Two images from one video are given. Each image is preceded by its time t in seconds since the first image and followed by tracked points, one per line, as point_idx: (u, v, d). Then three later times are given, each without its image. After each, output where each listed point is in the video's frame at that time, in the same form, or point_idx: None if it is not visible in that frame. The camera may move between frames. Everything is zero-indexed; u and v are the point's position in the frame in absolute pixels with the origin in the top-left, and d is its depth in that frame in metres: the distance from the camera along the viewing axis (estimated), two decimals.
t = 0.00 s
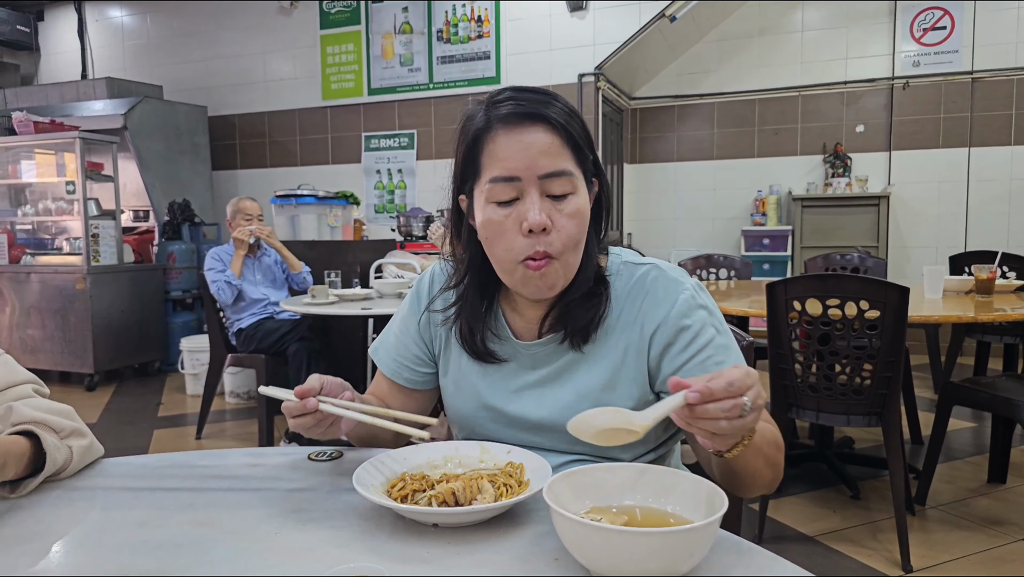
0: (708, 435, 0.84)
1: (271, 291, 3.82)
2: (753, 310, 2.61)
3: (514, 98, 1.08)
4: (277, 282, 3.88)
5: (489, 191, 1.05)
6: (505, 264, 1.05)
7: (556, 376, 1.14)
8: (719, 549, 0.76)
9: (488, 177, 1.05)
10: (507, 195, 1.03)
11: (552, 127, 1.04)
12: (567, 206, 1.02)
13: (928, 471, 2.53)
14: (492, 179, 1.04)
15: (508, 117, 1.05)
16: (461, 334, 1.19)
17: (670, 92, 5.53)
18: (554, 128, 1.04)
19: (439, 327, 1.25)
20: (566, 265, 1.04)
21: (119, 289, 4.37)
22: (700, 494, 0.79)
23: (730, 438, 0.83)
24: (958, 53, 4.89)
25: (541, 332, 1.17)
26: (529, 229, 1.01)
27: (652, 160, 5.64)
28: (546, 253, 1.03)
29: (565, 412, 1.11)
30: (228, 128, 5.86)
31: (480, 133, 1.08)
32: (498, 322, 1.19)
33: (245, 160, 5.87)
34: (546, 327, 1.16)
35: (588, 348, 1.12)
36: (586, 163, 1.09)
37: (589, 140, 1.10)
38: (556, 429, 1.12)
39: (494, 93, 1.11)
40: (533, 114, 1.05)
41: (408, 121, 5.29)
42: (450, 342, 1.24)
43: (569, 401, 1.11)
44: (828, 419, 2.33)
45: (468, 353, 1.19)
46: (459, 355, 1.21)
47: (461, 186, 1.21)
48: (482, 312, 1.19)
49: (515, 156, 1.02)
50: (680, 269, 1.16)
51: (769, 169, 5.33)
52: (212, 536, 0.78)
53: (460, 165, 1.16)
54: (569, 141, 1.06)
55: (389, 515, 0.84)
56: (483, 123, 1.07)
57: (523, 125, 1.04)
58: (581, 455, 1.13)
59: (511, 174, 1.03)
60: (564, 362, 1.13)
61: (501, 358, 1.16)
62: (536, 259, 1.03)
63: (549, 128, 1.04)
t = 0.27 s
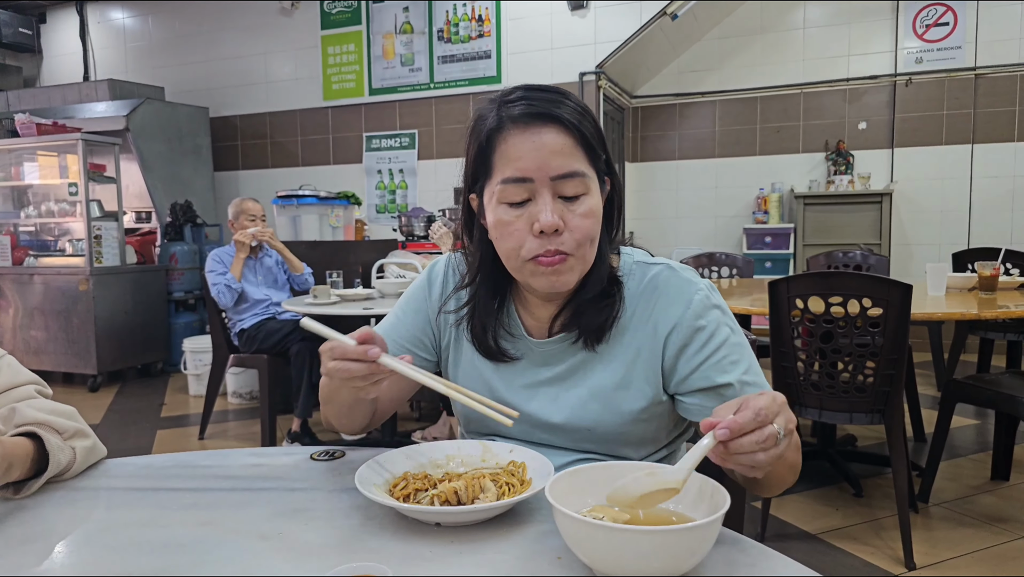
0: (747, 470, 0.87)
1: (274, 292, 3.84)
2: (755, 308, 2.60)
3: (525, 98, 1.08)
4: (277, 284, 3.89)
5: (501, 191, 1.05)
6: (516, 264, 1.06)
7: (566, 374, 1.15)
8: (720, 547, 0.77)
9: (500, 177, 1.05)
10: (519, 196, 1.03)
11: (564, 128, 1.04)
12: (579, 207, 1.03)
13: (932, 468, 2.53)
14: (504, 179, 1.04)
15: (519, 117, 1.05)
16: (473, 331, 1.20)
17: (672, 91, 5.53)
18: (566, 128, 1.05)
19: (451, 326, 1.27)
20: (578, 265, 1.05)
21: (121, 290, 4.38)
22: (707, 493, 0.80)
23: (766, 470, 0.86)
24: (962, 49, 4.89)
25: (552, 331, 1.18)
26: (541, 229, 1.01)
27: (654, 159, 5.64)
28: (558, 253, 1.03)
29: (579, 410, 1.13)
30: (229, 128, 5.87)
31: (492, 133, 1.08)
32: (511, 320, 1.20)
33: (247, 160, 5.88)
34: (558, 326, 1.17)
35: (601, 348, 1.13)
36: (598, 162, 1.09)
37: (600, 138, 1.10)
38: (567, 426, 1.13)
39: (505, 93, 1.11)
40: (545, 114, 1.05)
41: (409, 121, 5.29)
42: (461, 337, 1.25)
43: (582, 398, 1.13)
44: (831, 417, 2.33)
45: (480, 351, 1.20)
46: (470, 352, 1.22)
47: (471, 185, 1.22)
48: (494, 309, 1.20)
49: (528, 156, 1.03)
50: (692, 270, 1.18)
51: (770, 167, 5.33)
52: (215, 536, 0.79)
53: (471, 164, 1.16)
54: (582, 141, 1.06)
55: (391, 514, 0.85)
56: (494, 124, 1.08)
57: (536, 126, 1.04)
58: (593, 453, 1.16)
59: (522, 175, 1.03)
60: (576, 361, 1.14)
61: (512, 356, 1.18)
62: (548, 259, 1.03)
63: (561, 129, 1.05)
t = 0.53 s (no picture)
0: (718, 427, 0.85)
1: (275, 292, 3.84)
2: (758, 305, 2.60)
3: (530, 97, 1.07)
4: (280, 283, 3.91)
5: (506, 191, 1.05)
6: (522, 263, 1.06)
7: (576, 375, 1.15)
8: (722, 547, 0.77)
9: (506, 176, 1.05)
10: (525, 196, 1.03)
11: (569, 127, 1.04)
12: (585, 206, 1.03)
13: (937, 466, 2.53)
14: (509, 178, 1.04)
15: (524, 116, 1.05)
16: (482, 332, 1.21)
17: (672, 89, 5.52)
18: (571, 127, 1.04)
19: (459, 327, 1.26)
20: (584, 264, 1.05)
21: (123, 292, 4.38)
22: (707, 492, 0.80)
23: (728, 419, 0.86)
24: (962, 46, 4.88)
25: (561, 330, 1.18)
26: (547, 229, 1.01)
27: (654, 157, 5.63)
28: (564, 252, 1.03)
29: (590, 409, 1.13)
30: (230, 129, 5.88)
31: (497, 132, 1.08)
32: (519, 320, 1.21)
33: (248, 161, 5.89)
34: (566, 325, 1.18)
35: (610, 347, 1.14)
36: (603, 161, 1.09)
37: (605, 136, 1.10)
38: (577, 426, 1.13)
39: (509, 92, 1.11)
40: (550, 113, 1.05)
41: (410, 121, 5.29)
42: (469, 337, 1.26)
43: (592, 397, 1.13)
44: (834, 415, 2.34)
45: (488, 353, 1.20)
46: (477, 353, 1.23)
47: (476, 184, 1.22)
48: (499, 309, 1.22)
49: (533, 155, 1.03)
50: (700, 268, 1.19)
51: (771, 165, 5.32)
52: (218, 537, 0.79)
53: (475, 164, 1.16)
54: (587, 140, 1.06)
55: (394, 515, 0.85)
56: (499, 123, 1.08)
57: (542, 125, 1.04)
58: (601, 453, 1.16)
59: (528, 174, 1.03)
60: (584, 361, 1.15)
61: (521, 356, 1.18)
62: (555, 259, 1.04)
63: (567, 127, 1.04)
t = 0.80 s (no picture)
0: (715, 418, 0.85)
1: (276, 292, 3.83)
2: (760, 304, 2.59)
3: (533, 95, 1.07)
4: (282, 283, 3.91)
5: (508, 189, 1.04)
6: (525, 262, 1.06)
7: (580, 375, 1.15)
8: (725, 545, 0.76)
9: (508, 175, 1.05)
10: (527, 194, 1.03)
11: (571, 125, 1.04)
12: (588, 204, 1.02)
13: (937, 463, 2.52)
14: (511, 177, 1.04)
15: (526, 114, 1.04)
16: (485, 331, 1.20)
17: (673, 88, 5.51)
18: (574, 125, 1.04)
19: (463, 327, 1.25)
20: (588, 262, 1.05)
21: (124, 294, 4.39)
22: (708, 489, 0.79)
23: (726, 409, 0.86)
24: (962, 42, 4.86)
25: (566, 330, 1.18)
26: (550, 228, 1.01)
27: (655, 156, 5.62)
28: (567, 251, 1.03)
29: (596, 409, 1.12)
30: (230, 130, 5.89)
31: (499, 130, 1.08)
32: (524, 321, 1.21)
33: (249, 162, 5.89)
34: (571, 324, 1.17)
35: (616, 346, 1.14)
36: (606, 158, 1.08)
37: (608, 133, 1.10)
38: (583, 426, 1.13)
39: (512, 91, 1.10)
40: (552, 111, 1.04)
41: (410, 121, 5.29)
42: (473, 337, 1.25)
43: (598, 397, 1.12)
44: (836, 413, 2.33)
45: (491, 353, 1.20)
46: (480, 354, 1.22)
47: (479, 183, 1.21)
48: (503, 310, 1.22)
49: (536, 153, 1.02)
50: (703, 267, 1.18)
51: (773, 163, 5.31)
52: (218, 538, 0.78)
53: (478, 163, 1.15)
54: (590, 138, 1.05)
55: (395, 515, 0.84)
56: (501, 121, 1.07)
57: (545, 123, 1.04)
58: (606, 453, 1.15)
59: (531, 173, 1.02)
60: (590, 361, 1.14)
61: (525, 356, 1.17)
62: (558, 257, 1.03)
63: (569, 125, 1.04)
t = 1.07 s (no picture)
0: (694, 413, 0.85)
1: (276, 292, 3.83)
2: (761, 303, 2.59)
3: (533, 91, 1.07)
4: (285, 282, 3.91)
5: (508, 184, 1.04)
6: (526, 257, 1.05)
7: (580, 372, 1.14)
8: (725, 545, 0.76)
9: (509, 170, 1.04)
10: (527, 189, 1.02)
11: (572, 120, 1.03)
12: (588, 200, 1.02)
13: (937, 462, 2.51)
14: (511, 172, 1.03)
15: (527, 110, 1.04)
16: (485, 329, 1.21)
17: (674, 88, 5.50)
18: (574, 121, 1.03)
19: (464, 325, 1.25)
20: (588, 258, 1.05)
21: (124, 295, 4.39)
22: (708, 488, 0.79)
23: (705, 403, 0.85)
24: (962, 43, 4.86)
25: (566, 326, 1.18)
26: (550, 224, 1.01)
27: (656, 155, 5.62)
28: (568, 247, 1.03)
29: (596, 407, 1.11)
30: (230, 130, 5.89)
31: (500, 126, 1.07)
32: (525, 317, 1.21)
33: (249, 162, 5.89)
34: (571, 320, 1.17)
35: (616, 343, 1.13)
36: (607, 154, 1.08)
37: (609, 130, 1.09)
38: (583, 423, 1.12)
39: (513, 86, 1.10)
40: (553, 106, 1.04)
41: (411, 121, 5.29)
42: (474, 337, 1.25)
43: (598, 394, 1.12)
44: (837, 412, 2.32)
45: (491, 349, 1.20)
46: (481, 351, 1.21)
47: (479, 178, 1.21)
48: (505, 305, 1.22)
49: (536, 148, 1.01)
50: (703, 265, 1.18)
51: (773, 163, 5.31)
52: (218, 539, 0.78)
53: (478, 159, 1.15)
54: (591, 133, 1.04)
55: (395, 515, 0.84)
56: (502, 117, 1.07)
57: (546, 118, 1.03)
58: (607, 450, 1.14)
59: (531, 168, 1.02)
60: (590, 357, 1.14)
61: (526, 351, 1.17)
62: (558, 252, 1.03)
63: (570, 121, 1.03)
